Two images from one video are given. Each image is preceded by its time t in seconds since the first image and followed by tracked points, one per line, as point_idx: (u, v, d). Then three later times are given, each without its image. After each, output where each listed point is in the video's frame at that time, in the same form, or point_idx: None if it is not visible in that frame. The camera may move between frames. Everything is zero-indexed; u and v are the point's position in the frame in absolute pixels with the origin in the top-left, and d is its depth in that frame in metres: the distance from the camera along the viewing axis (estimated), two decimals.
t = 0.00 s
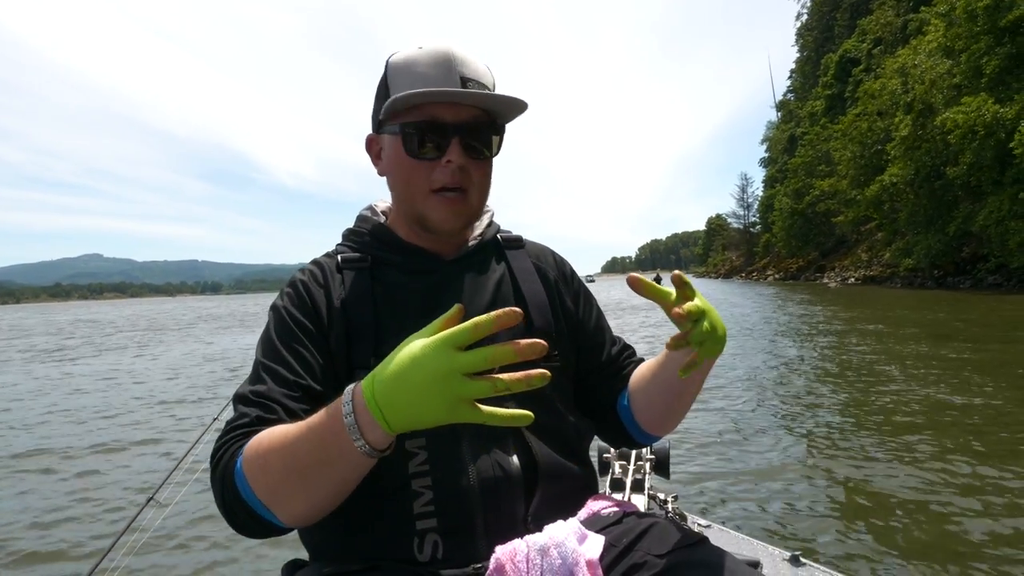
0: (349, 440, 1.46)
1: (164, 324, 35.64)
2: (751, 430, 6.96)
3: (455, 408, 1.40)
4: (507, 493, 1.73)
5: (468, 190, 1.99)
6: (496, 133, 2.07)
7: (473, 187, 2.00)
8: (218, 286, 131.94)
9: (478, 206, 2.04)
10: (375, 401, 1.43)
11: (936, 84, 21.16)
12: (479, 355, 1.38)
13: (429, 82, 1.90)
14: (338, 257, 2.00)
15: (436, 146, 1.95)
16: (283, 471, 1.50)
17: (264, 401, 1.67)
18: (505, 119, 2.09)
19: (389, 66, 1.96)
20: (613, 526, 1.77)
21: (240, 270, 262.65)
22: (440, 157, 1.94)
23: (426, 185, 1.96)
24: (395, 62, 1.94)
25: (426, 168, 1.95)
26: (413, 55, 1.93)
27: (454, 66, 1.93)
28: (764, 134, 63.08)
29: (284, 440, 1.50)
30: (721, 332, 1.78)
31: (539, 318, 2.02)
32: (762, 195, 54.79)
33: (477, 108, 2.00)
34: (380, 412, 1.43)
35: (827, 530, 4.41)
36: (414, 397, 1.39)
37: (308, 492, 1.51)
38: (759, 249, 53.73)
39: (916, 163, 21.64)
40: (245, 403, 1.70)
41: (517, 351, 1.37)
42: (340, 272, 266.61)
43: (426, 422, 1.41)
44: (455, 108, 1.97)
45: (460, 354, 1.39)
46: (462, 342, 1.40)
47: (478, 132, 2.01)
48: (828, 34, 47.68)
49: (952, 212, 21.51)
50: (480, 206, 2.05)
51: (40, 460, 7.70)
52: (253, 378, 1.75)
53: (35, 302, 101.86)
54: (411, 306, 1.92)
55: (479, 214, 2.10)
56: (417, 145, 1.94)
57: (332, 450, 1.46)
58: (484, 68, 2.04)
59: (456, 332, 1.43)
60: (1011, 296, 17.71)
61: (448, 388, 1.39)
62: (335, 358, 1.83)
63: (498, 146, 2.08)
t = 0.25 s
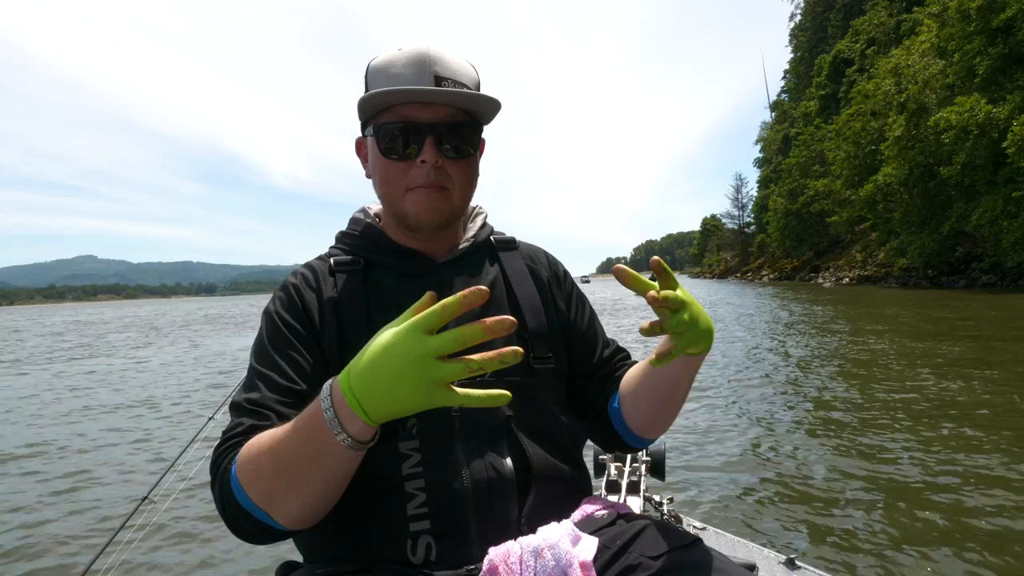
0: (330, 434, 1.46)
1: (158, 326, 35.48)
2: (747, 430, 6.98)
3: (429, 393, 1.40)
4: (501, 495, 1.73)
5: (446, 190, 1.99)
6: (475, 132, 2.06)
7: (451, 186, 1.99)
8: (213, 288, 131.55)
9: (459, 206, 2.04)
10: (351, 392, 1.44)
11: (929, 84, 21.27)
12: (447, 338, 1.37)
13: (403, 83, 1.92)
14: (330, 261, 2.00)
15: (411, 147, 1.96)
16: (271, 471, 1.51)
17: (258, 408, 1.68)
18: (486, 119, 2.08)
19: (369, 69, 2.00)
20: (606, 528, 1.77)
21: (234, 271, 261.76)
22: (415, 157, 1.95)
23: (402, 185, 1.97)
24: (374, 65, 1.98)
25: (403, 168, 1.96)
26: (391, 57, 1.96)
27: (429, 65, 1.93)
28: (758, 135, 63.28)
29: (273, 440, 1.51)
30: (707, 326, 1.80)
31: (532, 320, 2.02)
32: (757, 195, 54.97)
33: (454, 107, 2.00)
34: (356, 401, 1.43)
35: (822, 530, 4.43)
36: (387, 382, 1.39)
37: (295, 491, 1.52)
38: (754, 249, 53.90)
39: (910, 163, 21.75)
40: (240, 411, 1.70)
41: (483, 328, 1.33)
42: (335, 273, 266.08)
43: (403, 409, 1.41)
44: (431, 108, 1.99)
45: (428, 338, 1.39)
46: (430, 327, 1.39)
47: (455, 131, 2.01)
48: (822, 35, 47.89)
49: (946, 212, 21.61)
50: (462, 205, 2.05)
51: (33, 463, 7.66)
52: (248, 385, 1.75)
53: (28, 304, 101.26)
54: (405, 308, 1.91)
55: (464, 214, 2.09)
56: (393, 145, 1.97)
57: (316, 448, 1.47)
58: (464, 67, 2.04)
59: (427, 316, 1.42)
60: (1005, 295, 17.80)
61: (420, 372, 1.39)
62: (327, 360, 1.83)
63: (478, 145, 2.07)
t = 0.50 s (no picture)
0: (320, 437, 1.46)
1: (157, 327, 35.44)
2: (746, 432, 6.98)
3: (417, 391, 1.40)
4: (499, 495, 1.73)
5: (443, 189, 1.99)
6: (471, 130, 2.06)
7: (447, 185, 1.99)
8: (212, 289, 131.57)
9: (457, 205, 2.04)
10: (339, 392, 1.43)
11: (929, 85, 21.29)
12: (432, 337, 1.37)
13: (398, 82, 1.93)
14: (328, 261, 2.00)
15: (407, 147, 1.96)
16: (266, 473, 1.51)
17: (256, 411, 1.68)
18: (481, 117, 2.09)
19: (364, 70, 2.01)
20: (603, 528, 1.77)
21: (234, 273, 261.78)
22: (410, 156, 1.95)
23: (399, 184, 1.97)
24: (369, 66, 1.98)
25: (399, 167, 1.96)
26: (386, 57, 1.96)
27: (425, 65, 1.94)
28: (758, 136, 63.33)
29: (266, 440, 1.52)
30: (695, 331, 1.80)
31: (529, 320, 2.02)
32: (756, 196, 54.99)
33: (449, 106, 2.00)
34: (345, 402, 1.43)
35: (822, 532, 4.43)
36: (374, 381, 1.40)
37: (290, 491, 1.52)
38: (754, 250, 53.91)
39: (910, 164, 21.77)
40: (239, 415, 1.70)
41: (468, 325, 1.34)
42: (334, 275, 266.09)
43: (393, 409, 1.41)
44: (426, 107, 1.99)
45: (414, 337, 1.39)
46: (416, 326, 1.39)
47: (451, 130, 2.01)
48: (822, 36, 47.94)
49: (946, 213, 21.62)
50: (459, 204, 2.05)
51: (33, 464, 7.66)
52: (245, 389, 1.75)
53: (27, 305, 101.23)
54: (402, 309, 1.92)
55: (462, 214, 2.10)
56: (389, 144, 1.97)
57: (309, 450, 1.47)
58: (459, 66, 2.05)
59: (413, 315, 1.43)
60: (1005, 296, 17.80)
61: (408, 371, 1.39)
62: (324, 361, 1.83)
63: (474, 143, 2.08)
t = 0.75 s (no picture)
0: (319, 436, 1.46)
1: (158, 327, 35.43)
2: (746, 433, 6.97)
3: (416, 387, 1.40)
4: (499, 495, 1.73)
5: (442, 186, 2.00)
6: (470, 125, 2.06)
7: (447, 182, 2.01)
8: (213, 289, 131.68)
9: (456, 202, 2.05)
10: (337, 390, 1.44)
11: (930, 86, 21.28)
12: (432, 333, 1.37)
13: (396, 78, 1.92)
14: (329, 260, 2.00)
15: (406, 143, 1.97)
16: (266, 473, 1.51)
17: (259, 411, 1.68)
18: (481, 110, 2.09)
19: (362, 66, 2.00)
20: (602, 529, 1.77)
21: (235, 273, 261.91)
22: (410, 152, 1.96)
23: (398, 181, 1.98)
24: (367, 63, 1.98)
25: (399, 164, 1.97)
26: (385, 53, 1.96)
27: (422, 60, 1.94)
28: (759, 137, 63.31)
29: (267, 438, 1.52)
30: (689, 328, 1.79)
31: (531, 320, 2.02)
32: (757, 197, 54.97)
33: (448, 101, 2.00)
34: (343, 399, 1.43)
35: (822, 533, 4.43)
36: (373, 377, 1.40)
37: (289, 489, 1.52)
38: (755, 251, 53.89)
39: (912, 165, 21.75)
40: (240, 416, 1.70)
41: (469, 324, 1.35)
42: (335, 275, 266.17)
43: (392, 406, 1.41)
44: (425, 103, 1.99)
45: (414, 333, 1.39)
46: (417, 323, 1.39)
47: (450, 125, 2.01)
48: (823, 36, 47.89)
49: (948, 214, 21.62)
50: (459, 200, 2.06)
51: (33, 463, 7.66)
52: (246, 389, 1.75)
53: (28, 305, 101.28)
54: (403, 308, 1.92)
55: (462, 211, 2.11)
56: (387, 141, 1.98)
57: (307, 451, 1.47)
58: (457, 60, 2.04)
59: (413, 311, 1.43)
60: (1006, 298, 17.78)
61: (406, 368, 1.39)
62: (325, 359, 1.84)
63: (474, 138, 2.08)
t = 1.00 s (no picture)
0: (307, 505, 1.49)
1: (157, 326, 35.41)
2: (745, 433, 6.97)
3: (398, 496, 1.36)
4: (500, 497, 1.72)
5: (445, 184, 2.01)
6: (473, 124, 2.06)
7: (450, 181, 2.01)
8: (214, 288, 131.88)
9: (460, 200, 2.06)
10: (326, 474, 1.43)
11: (932, 87, 21.25)
12: (418, 454, 1.31)
13: (399, 76, 1.92)
14: (333, 258, 2.00)
15: (409, 142, 1.97)
16: (261, 506, 1.54)
17: (259, 414, 1.69)
18: (484, 108, 2.09)
19: (367, 65, 2.00)
20: (603, 530, 1.76)
21: (236, 272, 262.08)
22: (413, 151, 1.96)
23: (402, 180, 1.99)
24: (370, 62, 1.98)
25: (402, 162, 1.97)
26: (387, 52, 1.95)
27: (426, 58, 1.93)
28: (761, 138, 63.26)
29: (261, 478, 1.54)
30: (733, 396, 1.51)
31: (534, 321, 2.01)
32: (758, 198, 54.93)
33: (451, 100, 2.00)
34: (330, 485, 1.43)
35: (821, 534, 4.42)
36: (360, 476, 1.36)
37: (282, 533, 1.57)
38: (756, 252, 53.86)
39: (913, 166, 21.73)
40: (242, 416, 1.70)
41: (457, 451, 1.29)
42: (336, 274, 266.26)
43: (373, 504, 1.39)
44: (428, 100, 1.99)
45: (400, 448, 1.32)
46: (404, 437, 1.31)
47: (453, 125, 2.02)
48: (825, 37, 47.86)
49: (949, 215, 21.59)
50: (462, 199, 2.07)
51: (32, 461, 7.66)
52: (248, 389, 1.75)
53: (29, 304, 101.28)
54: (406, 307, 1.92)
55: (466, 209, 2.11)
56: (391, 141, 1.98)
57: (298, 512, 1.52)
58: (460, 58, 2.04)
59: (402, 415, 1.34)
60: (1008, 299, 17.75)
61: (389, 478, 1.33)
62: (327, 359, 1.84)
63: (477, 136, 2.09)
